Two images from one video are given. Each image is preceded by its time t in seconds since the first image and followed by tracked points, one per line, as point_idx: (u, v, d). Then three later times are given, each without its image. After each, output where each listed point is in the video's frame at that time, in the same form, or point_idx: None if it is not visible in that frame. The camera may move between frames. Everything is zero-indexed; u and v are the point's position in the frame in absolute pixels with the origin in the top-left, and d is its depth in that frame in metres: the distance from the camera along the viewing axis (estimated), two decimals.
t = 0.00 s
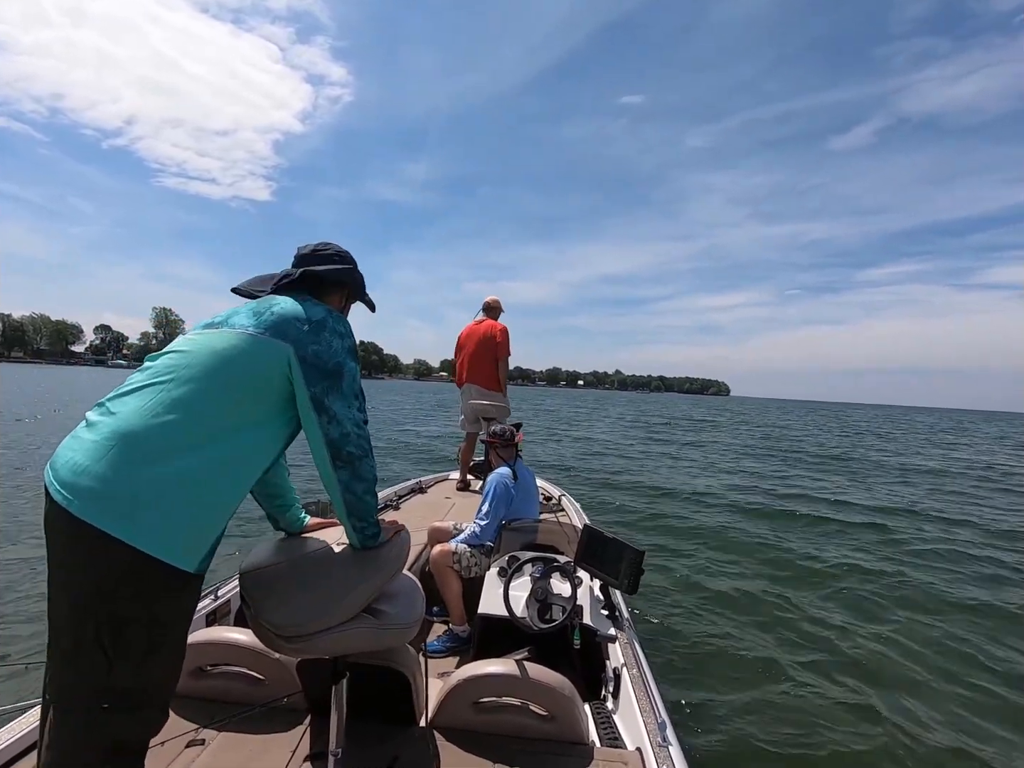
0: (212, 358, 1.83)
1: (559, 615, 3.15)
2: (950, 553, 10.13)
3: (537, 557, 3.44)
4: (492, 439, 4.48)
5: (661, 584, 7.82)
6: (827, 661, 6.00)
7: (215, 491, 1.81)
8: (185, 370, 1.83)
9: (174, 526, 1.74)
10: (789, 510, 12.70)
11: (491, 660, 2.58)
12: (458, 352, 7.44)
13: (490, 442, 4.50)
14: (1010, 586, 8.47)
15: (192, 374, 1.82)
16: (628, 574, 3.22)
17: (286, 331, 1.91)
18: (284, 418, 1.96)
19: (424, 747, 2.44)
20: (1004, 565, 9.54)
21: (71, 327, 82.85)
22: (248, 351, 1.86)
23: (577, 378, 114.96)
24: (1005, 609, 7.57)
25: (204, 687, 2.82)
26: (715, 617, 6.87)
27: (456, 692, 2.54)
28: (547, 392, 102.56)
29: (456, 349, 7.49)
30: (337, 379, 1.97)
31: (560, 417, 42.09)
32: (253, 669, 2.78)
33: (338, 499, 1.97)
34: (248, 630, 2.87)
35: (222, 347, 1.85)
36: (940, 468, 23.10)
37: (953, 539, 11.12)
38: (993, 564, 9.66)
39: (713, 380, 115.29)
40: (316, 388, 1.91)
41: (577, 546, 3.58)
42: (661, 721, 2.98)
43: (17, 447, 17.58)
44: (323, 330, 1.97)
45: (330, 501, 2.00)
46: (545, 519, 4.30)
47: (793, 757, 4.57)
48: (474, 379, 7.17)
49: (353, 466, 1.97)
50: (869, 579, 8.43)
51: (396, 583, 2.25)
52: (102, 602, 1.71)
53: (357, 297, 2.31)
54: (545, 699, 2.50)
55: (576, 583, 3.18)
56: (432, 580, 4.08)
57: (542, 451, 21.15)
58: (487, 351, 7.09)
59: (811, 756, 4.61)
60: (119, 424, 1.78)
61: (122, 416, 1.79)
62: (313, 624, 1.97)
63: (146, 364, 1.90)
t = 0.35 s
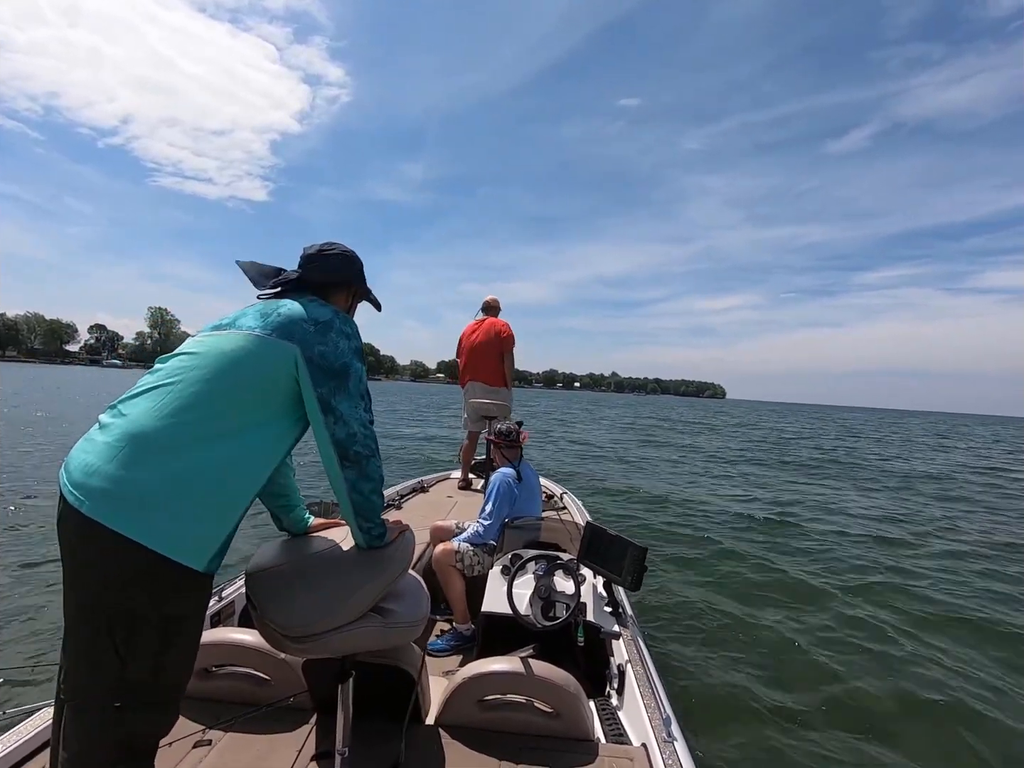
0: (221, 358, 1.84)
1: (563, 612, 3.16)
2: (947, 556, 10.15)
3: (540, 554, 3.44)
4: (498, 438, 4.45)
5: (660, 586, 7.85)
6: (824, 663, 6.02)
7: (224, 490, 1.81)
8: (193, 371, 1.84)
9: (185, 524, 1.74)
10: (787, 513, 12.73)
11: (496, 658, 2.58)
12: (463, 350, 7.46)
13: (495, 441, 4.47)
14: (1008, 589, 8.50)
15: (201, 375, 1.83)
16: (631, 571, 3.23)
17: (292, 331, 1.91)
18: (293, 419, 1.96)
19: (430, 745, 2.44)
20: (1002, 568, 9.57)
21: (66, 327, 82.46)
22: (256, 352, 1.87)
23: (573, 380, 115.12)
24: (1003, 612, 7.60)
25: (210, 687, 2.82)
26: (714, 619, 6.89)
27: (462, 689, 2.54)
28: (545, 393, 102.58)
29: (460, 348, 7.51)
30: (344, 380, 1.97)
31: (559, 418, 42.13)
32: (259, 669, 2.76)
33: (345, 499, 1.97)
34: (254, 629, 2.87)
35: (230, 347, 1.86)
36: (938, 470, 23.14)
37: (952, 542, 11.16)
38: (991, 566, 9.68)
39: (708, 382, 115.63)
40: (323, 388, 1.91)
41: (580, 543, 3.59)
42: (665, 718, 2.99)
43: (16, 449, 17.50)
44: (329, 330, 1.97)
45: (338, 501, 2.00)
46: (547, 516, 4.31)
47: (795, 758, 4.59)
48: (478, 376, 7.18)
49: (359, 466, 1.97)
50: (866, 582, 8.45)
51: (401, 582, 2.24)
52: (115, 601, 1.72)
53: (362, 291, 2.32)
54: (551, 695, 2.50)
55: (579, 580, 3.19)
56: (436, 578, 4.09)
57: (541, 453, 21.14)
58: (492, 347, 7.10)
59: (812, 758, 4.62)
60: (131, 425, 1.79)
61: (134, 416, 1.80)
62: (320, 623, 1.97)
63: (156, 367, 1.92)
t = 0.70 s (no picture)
0: (196, 356, 1.83)
1: (560, 615, 3.16)
2: (943, 561, 10.18)
3: (538, 558, 3.45)
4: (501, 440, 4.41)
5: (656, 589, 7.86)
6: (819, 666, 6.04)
7: (201, 489, 1.80)
8: (167, 369, 1.83)
9: (160, 524, 1.74)
10: (785, 516, 12.75)
11: (493, 661, 2.57)
12: (462, 352, 7.46)
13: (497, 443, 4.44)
14: (1005, 595, 8.50)
15: (176, 374, 1.82)
16: (629, 575, 3.22)
17: (271, 331, 1.91)
18: (272, 419, 1.95)
19: (427, 749, 2.44)
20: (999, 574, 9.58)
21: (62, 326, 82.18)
22: (233, 351, 1.86)
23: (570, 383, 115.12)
24: (998, 617, 7.62)
25: (206, 688, 2.81)
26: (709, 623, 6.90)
27: (459, 693, 2.54)
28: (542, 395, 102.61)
29: (458, 352, 7.52)
30: (325, 381, 1.97)
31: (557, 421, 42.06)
32: (255, 670, 2.75)
33: (334, 497, 1.97)
34: (250, 631, 2.86)
35: (207, 346, 1.86)
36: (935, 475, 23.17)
37: (948, 547, 11.19)
38: (988, 573, 9.68)
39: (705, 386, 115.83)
40: (304, 389, 1.91)
41: (578, 547, 3.60)
42: (663, 722, 2.97)
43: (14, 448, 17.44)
44: (310, 332, 1.97)
45: (326, 500, 2.00)
46: (547, 520, 4.30)
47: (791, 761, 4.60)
48: (477, 379, 7.17)
49: (346, 465, 1.97)
50: (862, 586, 8.47)
51: (398, 584, 2.24)
52: (97, 600, 1.72)
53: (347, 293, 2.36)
54: (547, 699, 2.50)
55: (577, 583, 3.18)
56: (434, 581, 4.08)
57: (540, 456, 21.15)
58: (491, 350, 7.11)
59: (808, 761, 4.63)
60: (105, 423, 1.79)
61: (108, 415, 1.80)
62: (315, 624, 1.97)
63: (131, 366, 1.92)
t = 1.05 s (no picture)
0: (163, 354, 1.82)
1: (558, 617, 3.16)
2: (940, 562, 10.22)
3: (537, 559, 3.43)
4: (505, 440, 4.40)
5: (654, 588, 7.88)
6: (816, 666, 6.06)
7: (175, 492, 1.79)
8: (132, 370, 1.82)
9: (138, 529, 1.73)
10: (784, 517, 12.78)
11: (491, 662, 2.57)
12: (462, 353, 7.46)
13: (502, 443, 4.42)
14: (1002, 597, 8.55)
15: (142, 375, 1.81)
16: (628, 576, 3.22)
17: (242, 325, 1.91)
18: (248, 415, 1.94)
19: (425, 749, 2.44)
20: (996, 576, 9.62)
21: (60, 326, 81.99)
22: (202, 346, 1.85)
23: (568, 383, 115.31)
24: (994, 618, 7.65)
25: (203, 688, 2.81)
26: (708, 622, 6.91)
27: (456, 694, 2.54)
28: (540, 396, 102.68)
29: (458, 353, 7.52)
30: (304, 375, 1.97)
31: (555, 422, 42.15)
32: (253, 671, 2.75)
33: (327, 489, 1.97)
34: (248, 631, 2.85)
35: (174, 343, 1.84)
36: (933, 478, 23.26)
37: (945, 548, 11.22)
38: (986, 575, 9.72)
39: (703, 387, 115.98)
40: (284, 383, 1.91)
41: (577, 547, 3.59)
42: (661, 723, 2.96)
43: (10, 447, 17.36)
44: (283, 326, 1.96)
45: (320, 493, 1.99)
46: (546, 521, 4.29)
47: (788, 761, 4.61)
48: (477, 380, 7.18)
49: (335, 456, 1.98)
50: (860, 587, 8.49)
51: (394, 586, 2.25)
52: (73, 612, 1.72)
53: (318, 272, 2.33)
54: (545, 701, 2.50)
55: (575, 585, 3.18)
56: (433, 581, 4.08)
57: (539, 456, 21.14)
58: (490, 351, 7.11)
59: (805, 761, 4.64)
60: (72, 432, 1.78)
61: (75, 423, 1.79)
62: (309, 621, 1.96)
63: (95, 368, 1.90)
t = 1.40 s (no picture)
0: (131, 361, 1.78)
1: (559, 612, 3.17)
2: (938, 565, 10.26)
3: (537, 554, 3.44)
4: (511, 437, 4.41)
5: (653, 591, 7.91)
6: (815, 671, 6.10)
7: (163, 501, 1.79)
8: (104, 382, 1.79)
9: (131, 543, 1.75)
10: (783, 519, 12.81)
11: (492, 657, 2.57)
12: (463, 351, 7.44)
13: (507, 440, 4.43)
14: (1000, 600, 8.58)
15: (114, 385, 1.78)
16: (628, 571, 3.23)
17: (204, 312, 1.84)
18: (223, 408, 1.90)
19: (427, 744, 2.44)
20: (993, 579, 9.64)
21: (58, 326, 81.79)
22: (168, 345, 1.80)
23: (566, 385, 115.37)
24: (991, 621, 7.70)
25: (205, 686, 2.80)
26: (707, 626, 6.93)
27: (458, 687, 2.53)
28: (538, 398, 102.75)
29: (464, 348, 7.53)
30: (269, 365, 1.89)
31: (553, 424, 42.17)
32: (255, 667, 2.74)
33: (291, 486, 1.99)
34: (249, 628, 2.85)
35: (139, 345, 1.80)
36: (930, 480, 23.35)
37: (943, 551, 11.27)
38: (983, 578, 9.74)
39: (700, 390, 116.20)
40: (246, 377, 1.86)
41: (577, 542, 3.60)
42: (661, 717, 2.95)
43: (9, 446, 17.30)
44: (247, 310, 1.87)
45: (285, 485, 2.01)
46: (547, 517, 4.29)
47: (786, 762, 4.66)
48: (478, 378, 7.16)
49: (298, 456, 1.96)
50: (858, 590, 8.52)
51: (393, 580, 2.24)
52: (94, 626, 1.77)
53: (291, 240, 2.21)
54: (546, 695, 2.50)
55: (576, 580, 3.19)
56: (433, 577, 4.08)
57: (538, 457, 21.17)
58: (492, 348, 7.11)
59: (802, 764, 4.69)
60: (58, 454, 1.78)
61: (60, 443, 1.79)
62: (306, 618, 1.97)
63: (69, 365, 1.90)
